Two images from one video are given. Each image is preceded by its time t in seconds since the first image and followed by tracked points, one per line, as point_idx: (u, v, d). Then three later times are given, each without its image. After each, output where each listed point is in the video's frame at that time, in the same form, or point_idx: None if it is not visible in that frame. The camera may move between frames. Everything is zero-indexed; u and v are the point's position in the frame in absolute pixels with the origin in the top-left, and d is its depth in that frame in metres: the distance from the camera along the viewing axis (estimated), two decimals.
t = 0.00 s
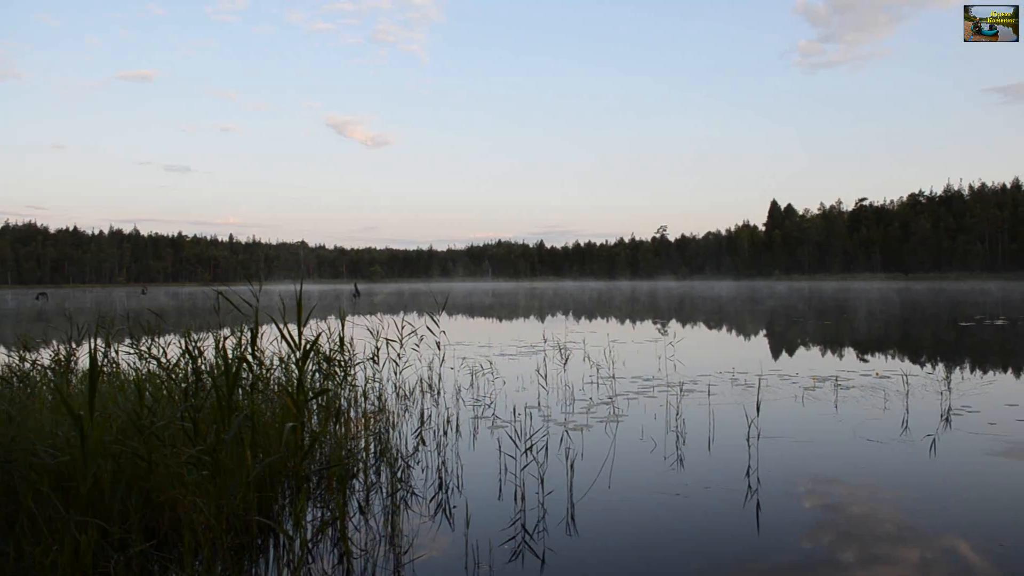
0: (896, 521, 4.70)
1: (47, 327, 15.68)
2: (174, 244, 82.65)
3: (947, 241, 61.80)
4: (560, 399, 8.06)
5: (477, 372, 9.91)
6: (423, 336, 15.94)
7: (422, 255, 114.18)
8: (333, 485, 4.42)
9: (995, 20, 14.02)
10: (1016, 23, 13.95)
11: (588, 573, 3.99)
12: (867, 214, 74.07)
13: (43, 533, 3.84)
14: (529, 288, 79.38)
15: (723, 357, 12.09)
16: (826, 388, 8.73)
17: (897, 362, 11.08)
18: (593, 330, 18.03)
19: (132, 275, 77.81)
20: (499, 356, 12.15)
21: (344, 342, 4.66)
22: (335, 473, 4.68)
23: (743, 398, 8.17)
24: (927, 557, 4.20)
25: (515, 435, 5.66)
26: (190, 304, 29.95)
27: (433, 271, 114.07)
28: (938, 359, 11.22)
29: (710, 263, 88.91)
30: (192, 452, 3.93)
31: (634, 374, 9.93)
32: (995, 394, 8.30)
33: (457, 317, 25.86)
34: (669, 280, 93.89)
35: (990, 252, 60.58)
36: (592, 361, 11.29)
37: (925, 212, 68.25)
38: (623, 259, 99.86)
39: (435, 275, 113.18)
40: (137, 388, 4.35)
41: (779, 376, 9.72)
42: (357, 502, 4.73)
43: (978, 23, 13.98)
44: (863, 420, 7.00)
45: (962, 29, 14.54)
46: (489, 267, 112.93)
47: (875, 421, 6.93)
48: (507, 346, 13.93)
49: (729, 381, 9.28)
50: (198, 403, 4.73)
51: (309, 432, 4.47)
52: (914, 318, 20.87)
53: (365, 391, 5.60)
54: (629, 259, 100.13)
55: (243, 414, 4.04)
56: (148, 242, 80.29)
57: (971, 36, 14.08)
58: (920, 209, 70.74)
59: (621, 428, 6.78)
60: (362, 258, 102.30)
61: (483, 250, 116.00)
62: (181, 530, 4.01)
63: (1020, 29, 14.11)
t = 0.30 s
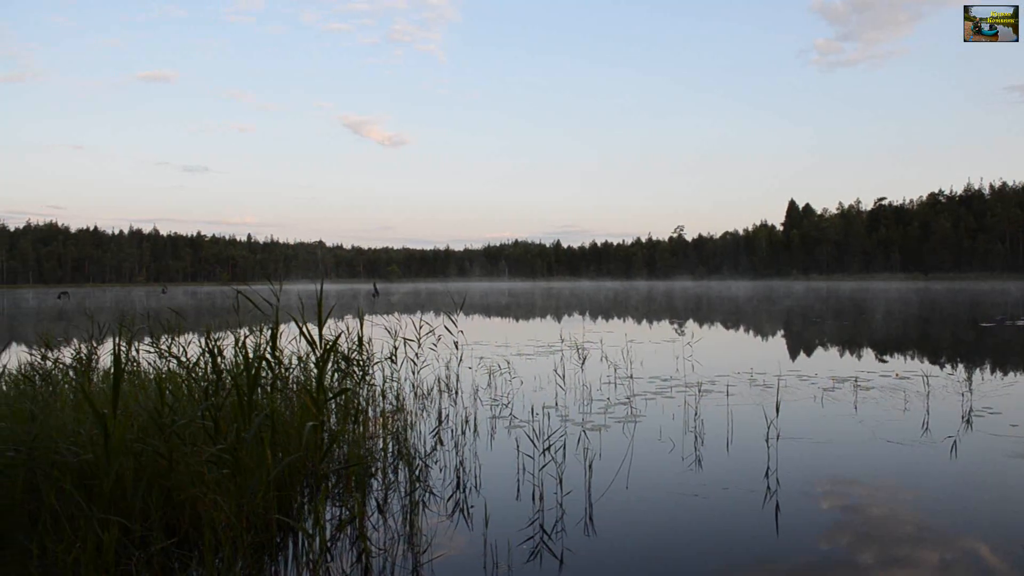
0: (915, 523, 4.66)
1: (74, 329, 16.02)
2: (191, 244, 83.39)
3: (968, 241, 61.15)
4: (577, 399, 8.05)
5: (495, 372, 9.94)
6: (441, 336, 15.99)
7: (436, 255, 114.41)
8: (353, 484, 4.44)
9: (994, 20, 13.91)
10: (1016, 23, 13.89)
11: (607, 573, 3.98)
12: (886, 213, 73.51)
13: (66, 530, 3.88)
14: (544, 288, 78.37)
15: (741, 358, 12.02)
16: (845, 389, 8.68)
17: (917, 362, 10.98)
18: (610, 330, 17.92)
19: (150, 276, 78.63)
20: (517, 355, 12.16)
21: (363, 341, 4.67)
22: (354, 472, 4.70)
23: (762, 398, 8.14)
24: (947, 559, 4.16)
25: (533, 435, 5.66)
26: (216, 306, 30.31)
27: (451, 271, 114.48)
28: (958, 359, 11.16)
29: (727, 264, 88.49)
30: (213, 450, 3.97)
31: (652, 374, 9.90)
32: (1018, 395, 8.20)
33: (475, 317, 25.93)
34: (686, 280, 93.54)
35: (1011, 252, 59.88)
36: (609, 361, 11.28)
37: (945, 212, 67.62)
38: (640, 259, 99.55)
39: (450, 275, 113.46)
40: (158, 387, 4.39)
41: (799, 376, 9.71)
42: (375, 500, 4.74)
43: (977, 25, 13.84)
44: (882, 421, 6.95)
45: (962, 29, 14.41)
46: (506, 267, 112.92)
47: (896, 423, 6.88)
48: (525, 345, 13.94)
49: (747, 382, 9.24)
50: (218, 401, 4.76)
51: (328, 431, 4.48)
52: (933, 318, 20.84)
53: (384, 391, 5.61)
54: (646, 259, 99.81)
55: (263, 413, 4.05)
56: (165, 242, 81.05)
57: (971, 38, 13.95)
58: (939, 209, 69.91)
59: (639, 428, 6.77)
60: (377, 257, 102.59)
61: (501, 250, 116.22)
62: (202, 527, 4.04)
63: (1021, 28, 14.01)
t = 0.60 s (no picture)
0: (927, 525, 4.63)
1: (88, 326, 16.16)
2: (202, 244, 83.77)
3: (982, 242, 60.66)
4: (589, 399, 8.06)
5: (506, 371, 9.96)
6: (453, 335, 16.05)
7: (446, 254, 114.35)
8: (364, 483, 4.45)
9: (994, 20, 13.82)
10: (1015, 23, 13.81)
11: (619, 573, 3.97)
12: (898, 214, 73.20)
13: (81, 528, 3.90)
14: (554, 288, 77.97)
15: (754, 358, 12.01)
16: (858, 389, 8.66)
17: (930, 363, 10.96)
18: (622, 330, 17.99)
19: (162, 275, 78.94)
20: (529, 355, 12.19)
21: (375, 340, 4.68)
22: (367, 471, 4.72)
23: (774, 399, 8.13)
24: (960, 562, 4.13)
25: (544, 435, 5.66)
26: (231, 305, 30.43)
27: (461, 271, 114.75)
28: (970, 360, 11.25)
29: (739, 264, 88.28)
30: (227, 449, 3.98)
31: (664, 375, 9.88)
32: None
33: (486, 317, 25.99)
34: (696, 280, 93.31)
35: None
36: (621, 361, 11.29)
37: (959, 213, 67.20)
38: (651, 259, 99.14)
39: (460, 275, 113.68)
40: (172, 386, 4.41)
41: (810, 376, 9.76)
42: (386, 499, 4.76)
43: (976, 25, 13.77)
44: (895, 422, 6.92)
45: (961, 30, 14.34)
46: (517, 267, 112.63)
47: (909, 424, 6.85)
48: (537, 345, 13.97)
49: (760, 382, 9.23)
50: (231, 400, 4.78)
51: (340, 430, 4.50)
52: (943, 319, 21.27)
53: (395, 390, 5.63)
54: (658, 259, 99.46)
55: (276, 412, 4.06)
56: (177, 242, 81.44)
57: (971, 38, 13.87)
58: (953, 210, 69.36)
59: (650, 428, 6.76)
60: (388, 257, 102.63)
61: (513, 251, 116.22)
62: (215, 525, 4.05)
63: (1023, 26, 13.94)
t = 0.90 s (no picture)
0: (945, 528, 4.58)
1: (108, 325, 16.36)
2: (219, 244, 84.16)
3: (1000, 241, 59.92)
4: (605, 399, 8.05)
5: (522, 371, 9.97)
6: (469, 334, 16.14)
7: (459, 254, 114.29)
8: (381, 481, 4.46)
9: (994, 20, 13.65)
10: (1016, 23, 13.66)
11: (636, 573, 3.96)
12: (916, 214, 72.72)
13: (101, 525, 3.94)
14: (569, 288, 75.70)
15: (770, 358, 11.99)
16: (876, 390, 8.62)
17: (949, 364, 10.91)
18: (639, 330, 18.04)
19: (180, 275, 79.63)
20: (545, 354, 12.23)
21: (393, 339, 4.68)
22: (384, 470, 4.73)
23: (791, 399, 8.10)
24: (977, 565, 4.09)
25: (561, 435, 5.66)
26: (250, 305, 30.60)
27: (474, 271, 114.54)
28: (988, 360, 11.27)
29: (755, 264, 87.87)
30: (246, 448, 4.00)
31: (680, 375, 9.87)
32: None
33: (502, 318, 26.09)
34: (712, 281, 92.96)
35: None
36: (637, 361, 11.32)
37: (978, 213, 66.46)
38: (667, 259, 98.58)
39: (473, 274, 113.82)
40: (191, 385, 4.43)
41: (828, 377, 9.73)
42: (403, 498, 4.77)
43: (976, 25, 13.63)
44: (913, 424, 6.88)
45: (962, 30, 14.21)
46: (533, 267, 112.52)
47: (929, 426, 6.79)
48: (554, 344, 14.01)
49: (777, 383, 9.21)
50: (249, 398, 4.80)
51: (358, 429, 4.51)
52: (959, 319, 21.45)
53: (412, 390, 5.64)
54: (674, 259, 98.95)
55: (295, 410, 4.07)
56: (195, 241, 81.93)
57: (970, 38, 13.73)
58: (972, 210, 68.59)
59: (667, 429, 6.75)
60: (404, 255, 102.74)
61: (529, 250, 115.75)
62: (233, 523, 4.07)
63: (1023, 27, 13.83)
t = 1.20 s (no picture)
0: (960, 528, 4.54)
1: (122, 324, 16.40)
2: (234, 244, 84.36)
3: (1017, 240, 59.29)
4: (618, 398, 8.04)
5: (535, 369, 9.97)
6: (482, 333, 16.17)
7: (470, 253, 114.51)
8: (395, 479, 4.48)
9: (993, 20, 13.49)
10: (1015, 23, 13.50)
11: (649, 571, 3.96)
12: (931, 214, 72.37)
13: (118, 521, 3.97)
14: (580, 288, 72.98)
15: (784, 357, 11.94)
16: (891, 390, 8.56)
17: (964, 364, 10.80)
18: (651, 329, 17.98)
19: (195, 275, 80.08)
20: (559, 353, 12.24)
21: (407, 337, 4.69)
22: (398, 468, 4.74)
23: (805, 398, 8.06)
24: (993, 565, 4.05)
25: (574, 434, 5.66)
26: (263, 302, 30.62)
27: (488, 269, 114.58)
28: (1006, 360, 11.12)
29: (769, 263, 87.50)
30: (261, 445, 4.03)
31: (693, 374, 9.85)
32: None
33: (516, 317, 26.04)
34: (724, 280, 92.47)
35: None
36: (651, 359, 11.30)
37: (994, 211, 65.85)
38: (680, 258, 98.01)
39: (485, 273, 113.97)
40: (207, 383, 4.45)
41: (842, 376, 9.69)
42: (416, 496, 4.78)
43: (975, 24, 13.53)
44: (929, 424, 6.82)
45: (961, 30, 14.08)
46: (545, 266, 112.09)
47: (945, 426, 6.74)
48: (567, 343, 14.00)
49: (791, 382, 9.16)
50: (264, 396, 4.83)
51: (372, 427, 4.53)
52: (961, 320, 21.02)
53: (425, 388, 5.66)
54: (687, 258, 98.61)
55: (310, 407, 4.09)
56: (211, 241, 82.19)
57: (968, 37, 13.61)
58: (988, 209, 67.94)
59: (680, 427, 6.74)
60: (417, 253, 102.36)
61: (541, 249, 114.66)
62: (249, 520, 4.09)
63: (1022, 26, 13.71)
